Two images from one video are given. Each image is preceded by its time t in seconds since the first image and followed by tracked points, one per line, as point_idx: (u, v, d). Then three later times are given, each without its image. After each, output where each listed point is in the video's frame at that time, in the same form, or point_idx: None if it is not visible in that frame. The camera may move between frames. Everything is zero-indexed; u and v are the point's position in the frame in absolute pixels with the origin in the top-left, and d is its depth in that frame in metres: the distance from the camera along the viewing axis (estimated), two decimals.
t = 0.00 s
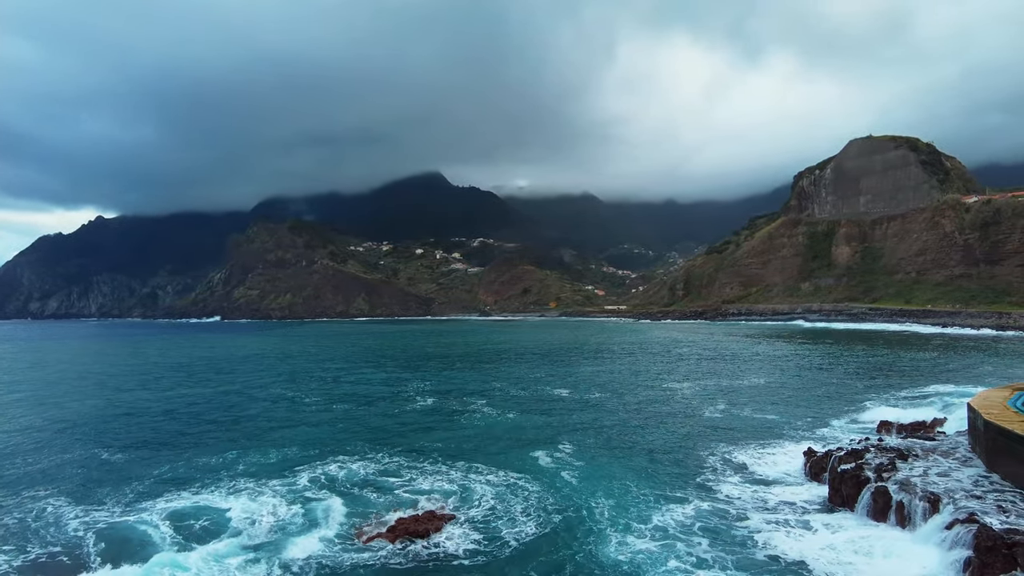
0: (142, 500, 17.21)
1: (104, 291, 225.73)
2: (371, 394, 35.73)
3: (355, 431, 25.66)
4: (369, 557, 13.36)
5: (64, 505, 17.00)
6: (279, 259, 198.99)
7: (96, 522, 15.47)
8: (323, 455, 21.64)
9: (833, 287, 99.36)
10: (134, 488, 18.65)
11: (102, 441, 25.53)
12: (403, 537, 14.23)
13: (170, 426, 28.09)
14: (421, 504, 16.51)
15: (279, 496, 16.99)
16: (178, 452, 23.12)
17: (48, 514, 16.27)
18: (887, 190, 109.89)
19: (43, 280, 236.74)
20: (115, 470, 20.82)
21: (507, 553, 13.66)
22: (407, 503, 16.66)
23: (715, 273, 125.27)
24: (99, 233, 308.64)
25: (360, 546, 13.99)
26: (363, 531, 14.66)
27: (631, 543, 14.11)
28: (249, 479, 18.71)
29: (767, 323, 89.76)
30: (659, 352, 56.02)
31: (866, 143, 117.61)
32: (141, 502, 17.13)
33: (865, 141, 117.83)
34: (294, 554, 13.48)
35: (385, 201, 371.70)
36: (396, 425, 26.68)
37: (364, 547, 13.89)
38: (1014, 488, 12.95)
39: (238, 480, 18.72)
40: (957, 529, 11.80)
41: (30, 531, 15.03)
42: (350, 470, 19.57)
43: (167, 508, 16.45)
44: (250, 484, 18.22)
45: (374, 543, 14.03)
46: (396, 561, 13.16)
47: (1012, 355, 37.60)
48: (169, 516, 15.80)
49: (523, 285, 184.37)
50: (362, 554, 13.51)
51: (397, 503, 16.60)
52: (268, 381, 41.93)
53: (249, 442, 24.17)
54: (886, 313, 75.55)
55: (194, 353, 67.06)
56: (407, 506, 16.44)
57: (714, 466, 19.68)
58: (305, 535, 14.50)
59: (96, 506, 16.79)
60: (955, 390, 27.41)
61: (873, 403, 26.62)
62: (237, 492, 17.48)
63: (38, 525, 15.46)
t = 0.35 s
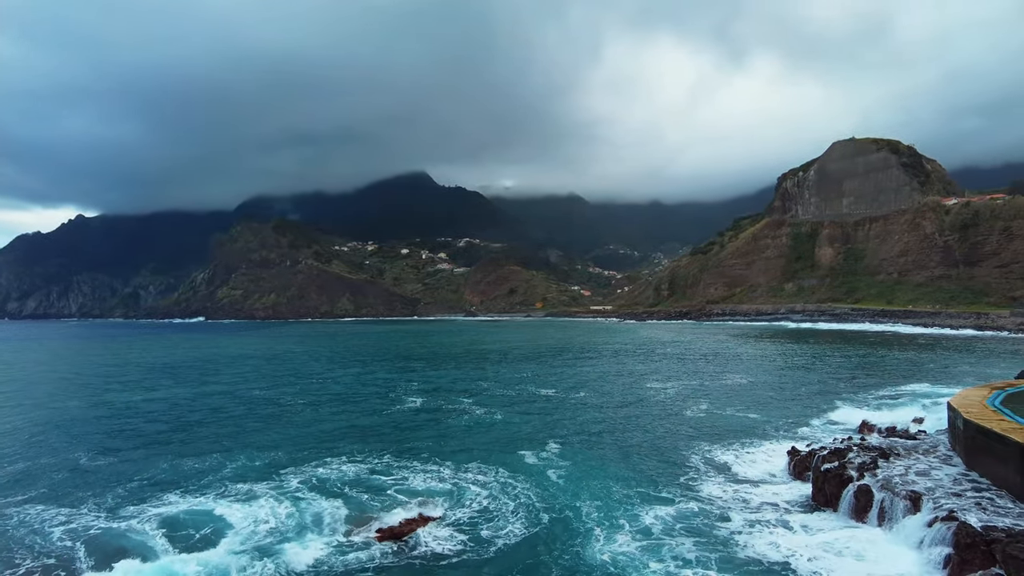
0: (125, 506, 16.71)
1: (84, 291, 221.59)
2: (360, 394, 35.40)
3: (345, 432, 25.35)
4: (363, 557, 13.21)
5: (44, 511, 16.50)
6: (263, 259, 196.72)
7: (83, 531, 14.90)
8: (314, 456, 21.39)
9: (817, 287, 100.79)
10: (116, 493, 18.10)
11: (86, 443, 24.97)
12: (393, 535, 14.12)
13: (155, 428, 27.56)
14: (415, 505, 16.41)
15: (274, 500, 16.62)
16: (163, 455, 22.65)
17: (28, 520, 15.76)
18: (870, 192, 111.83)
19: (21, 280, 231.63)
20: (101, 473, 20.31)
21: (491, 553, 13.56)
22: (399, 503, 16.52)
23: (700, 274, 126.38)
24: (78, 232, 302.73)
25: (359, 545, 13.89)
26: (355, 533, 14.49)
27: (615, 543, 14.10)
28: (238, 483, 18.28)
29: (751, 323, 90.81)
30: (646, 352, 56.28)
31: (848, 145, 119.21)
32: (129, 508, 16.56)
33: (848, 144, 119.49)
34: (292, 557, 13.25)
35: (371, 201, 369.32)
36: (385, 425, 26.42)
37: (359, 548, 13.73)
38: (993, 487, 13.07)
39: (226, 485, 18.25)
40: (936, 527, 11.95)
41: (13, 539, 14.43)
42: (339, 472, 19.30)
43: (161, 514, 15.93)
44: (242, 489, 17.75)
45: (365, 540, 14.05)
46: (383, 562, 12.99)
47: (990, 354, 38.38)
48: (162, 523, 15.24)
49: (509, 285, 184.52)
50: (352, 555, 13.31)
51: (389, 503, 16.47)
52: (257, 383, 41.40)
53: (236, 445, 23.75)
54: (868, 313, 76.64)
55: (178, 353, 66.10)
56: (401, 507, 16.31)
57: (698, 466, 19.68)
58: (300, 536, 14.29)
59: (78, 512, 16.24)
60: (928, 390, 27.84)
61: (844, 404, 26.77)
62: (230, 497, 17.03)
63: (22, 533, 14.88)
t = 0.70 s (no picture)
0: (106, 511, 16.24)
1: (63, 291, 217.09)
2: (347, 395, 35.13)
3: (332, 433, 25.08)
4: (354, 559, 13.01)
5: (22, 517, 15.95)
6: (247, 259, 194.28)
7: (66, 538, 14.42)
8: (303, 458, 21.10)
9: (800, 288, 102.22)
10: (98, 498, 17.58)
11: (67, 446, 24.39)
12: (384, 536, 14.02)
13: (139, 430, 27.04)
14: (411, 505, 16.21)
15: (268, 504, 16.18)
16: (147, 458, 22.18)
17: (7, 526, 15.28)
18: (851, 194, 113.72)
19: None
20: (83, 478, 19.78)
21: (478, 553, 13.48)
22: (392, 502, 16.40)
23: (684, 275, 127.45)
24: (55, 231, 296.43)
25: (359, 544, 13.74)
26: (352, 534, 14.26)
27: (601, 542, 14.08)
28: (224, 488, 17.86)
29: (736, 323, 91.81)
30: (632, 352, 56.42)
31: (831, 147, 120.95)
32: (113, 515, 15.93)
33: (830, 146, 121.30)
34: (293, 557, 13.05)
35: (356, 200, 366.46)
36: (372, 426, 26.19)
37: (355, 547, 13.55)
38: (971, 485, 13.25)
39: (213, 490, 17.78)
40: (916, 524, 12.09)
41: None
42: (329, 474, 19.00)
43: (153, 520, 15.33)
44: (232, 494, 17.29)
45: (363, 539, 13.92)
46: (371, 562, 12.83)
47: (968, 354, 39.18)
48: (151, 530, 14.72)
49: (495, 285, 184.50)
50: (343, 556, 13.11)
51: (380, 504, 16.29)
52: (242, 383, 40.87)
53: (222, 447, 23.35)
54: (850, 314, 77.84)
55: (159, 354, 65.06)
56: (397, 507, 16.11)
57: (682, 466, 19.75)
58: (300, 538, 13.98)
59: (59, 518, 15.74)
60: (905, 390, 28.17)
61: (820, 406, 26.88)
62: (220, 502, 16.53)
63: None
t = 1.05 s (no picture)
0: (86, 517, 15.73)
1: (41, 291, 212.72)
2: (332, 396, 34.69)
3: (318, 435, 24.69)
4: (343, 563, 12.66)
5: None
6: (230, 258, 191.61)
7: (44, 545, 13.89)
8: (288, 461, 20.74)
9: (783, 288, 103.51)
10: (75, 504, 17.04)
11: (43, 449, 23.70)
12: (375, 539, 13.81)
13: (118, 433, 26.40)
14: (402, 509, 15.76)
15: (258, 509, 15.78)
16: (127, 461, 21.64)
17: None
18: (834, 195, 115.45)
19: None
20: (61, 483, 19.21)
21: (467, 554, 13.31)
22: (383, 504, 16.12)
23: (669, 275, 128.47)
24: (33, 229, 290.55)
25: (351, 549, 13.34)
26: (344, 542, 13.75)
27: (589, 541, 14.05)
28: (209, 492, 17.41)
29: (720, 323, 92.77)
30: (619, 351, 56.57)
31: (814, 149, 122.69)
32: (92, 523, 15.31)
33: (813, 148, 123.00)
34: (286, 561, 12.69)
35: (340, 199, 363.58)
36: (357, 428, 25.82)
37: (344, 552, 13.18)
38: (951, 483, 13.42)
39: (196, 494, 17.33)
40: (898, 522, 12.20)
41: None
42: (316, 477, 18.62)
43: (141, 529, 14.71)
44: (218, 499, 16.75)
45: (361, 543, 13.63)
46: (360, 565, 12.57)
47: (947, 353, 39.87)
48: (133, 537, 14.25)
49: (481, 285, 184.16)
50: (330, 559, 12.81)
51: (373, 506, 16.02)
52: (225, 384, 40.21)
53: (205, 450, 22.83)
54: (833, 314, 78.91)
55: (139, 355, 63.82)
56: (391, 511, 15.69)
57: (667, 465, 19.75)
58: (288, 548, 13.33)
59: (36, 525, 15.21)
60: (880, 390, 28.50)
61: (802, 406, 26.99)
62: (207, 508, 16.04)
63: None
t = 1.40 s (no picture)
0: (64, 524, 15.25)
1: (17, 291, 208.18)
2: (317, 397, 34.26)
3: (303, 437, 24.35)
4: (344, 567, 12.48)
5: None
6: (213, 257, 188.89)
7: (21, 553, 13.41)
8: (273, 464, 20.41)
9: (766, 289, 104.81)
10: (52, 509, 16.56)
11: (20, 453, 23.10)
12: (373, 542, 13.59)
13: (98, 435, 25.83)
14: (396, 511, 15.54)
15: (244, 515, 15.39)
16: (107, 465, 21.16)
17: None
18: (816, 197, 117.20)
19: None
20: (39, 487, 18.73)
21: (458, 553, 13.27)
22: (375, 506, 15.92)
23: (653, 275, 129.46)
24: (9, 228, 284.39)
25: (345, 552, 13.15)
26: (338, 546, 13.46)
27: (577, 539, 14.08)
28: (193, 497, 17.03)
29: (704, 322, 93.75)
30: (605, 351, 56.76)
31: (797, 151, 124.44)
32: (72, 529, 14.87)
33: (796, 150, 124.73)
34: (280, 566, 12.41)
35: (325, 199, 360.62)
36: (343, 429, 25.51)
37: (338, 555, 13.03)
38: (932, 482, 13.58)
39: (180, 499, 16.95)
40: (880, 519, 12.32)
41: None
42: (304, 481, 18.29)
43: (123, 535, 14.31)
44: (204, 505, 16.33)
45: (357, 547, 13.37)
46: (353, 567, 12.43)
47: (927, 353, 40.53)
48: (115, 543, 13.80)
49: (467, 285, 183.80)
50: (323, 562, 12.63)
51: (363, 509, 15.74)
52: (207, 386, 39.58)
53: (187, 453, 22.42)
54: (816, 314, 80.00)
55: (119, 355, 62.67)
56: (383, 513, 15.44)
57: (654, 465, 19.78)
58: (278, 555, 12.93)
59: (11, 533, 14.72)
60: (858, 390, 28.78)
61: (783, 406, 27.11)
62: (193, 513, 15.62)
63: None
